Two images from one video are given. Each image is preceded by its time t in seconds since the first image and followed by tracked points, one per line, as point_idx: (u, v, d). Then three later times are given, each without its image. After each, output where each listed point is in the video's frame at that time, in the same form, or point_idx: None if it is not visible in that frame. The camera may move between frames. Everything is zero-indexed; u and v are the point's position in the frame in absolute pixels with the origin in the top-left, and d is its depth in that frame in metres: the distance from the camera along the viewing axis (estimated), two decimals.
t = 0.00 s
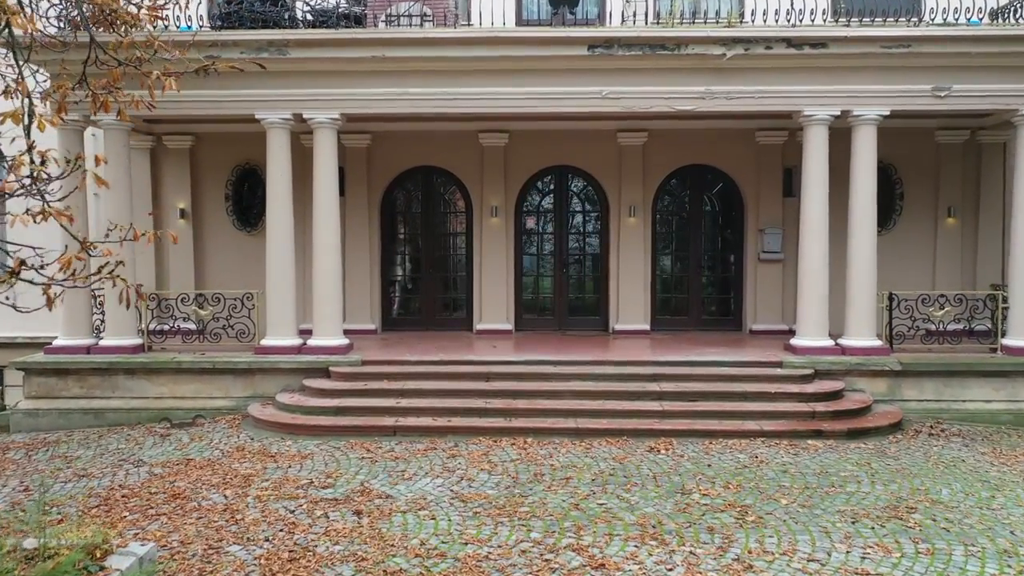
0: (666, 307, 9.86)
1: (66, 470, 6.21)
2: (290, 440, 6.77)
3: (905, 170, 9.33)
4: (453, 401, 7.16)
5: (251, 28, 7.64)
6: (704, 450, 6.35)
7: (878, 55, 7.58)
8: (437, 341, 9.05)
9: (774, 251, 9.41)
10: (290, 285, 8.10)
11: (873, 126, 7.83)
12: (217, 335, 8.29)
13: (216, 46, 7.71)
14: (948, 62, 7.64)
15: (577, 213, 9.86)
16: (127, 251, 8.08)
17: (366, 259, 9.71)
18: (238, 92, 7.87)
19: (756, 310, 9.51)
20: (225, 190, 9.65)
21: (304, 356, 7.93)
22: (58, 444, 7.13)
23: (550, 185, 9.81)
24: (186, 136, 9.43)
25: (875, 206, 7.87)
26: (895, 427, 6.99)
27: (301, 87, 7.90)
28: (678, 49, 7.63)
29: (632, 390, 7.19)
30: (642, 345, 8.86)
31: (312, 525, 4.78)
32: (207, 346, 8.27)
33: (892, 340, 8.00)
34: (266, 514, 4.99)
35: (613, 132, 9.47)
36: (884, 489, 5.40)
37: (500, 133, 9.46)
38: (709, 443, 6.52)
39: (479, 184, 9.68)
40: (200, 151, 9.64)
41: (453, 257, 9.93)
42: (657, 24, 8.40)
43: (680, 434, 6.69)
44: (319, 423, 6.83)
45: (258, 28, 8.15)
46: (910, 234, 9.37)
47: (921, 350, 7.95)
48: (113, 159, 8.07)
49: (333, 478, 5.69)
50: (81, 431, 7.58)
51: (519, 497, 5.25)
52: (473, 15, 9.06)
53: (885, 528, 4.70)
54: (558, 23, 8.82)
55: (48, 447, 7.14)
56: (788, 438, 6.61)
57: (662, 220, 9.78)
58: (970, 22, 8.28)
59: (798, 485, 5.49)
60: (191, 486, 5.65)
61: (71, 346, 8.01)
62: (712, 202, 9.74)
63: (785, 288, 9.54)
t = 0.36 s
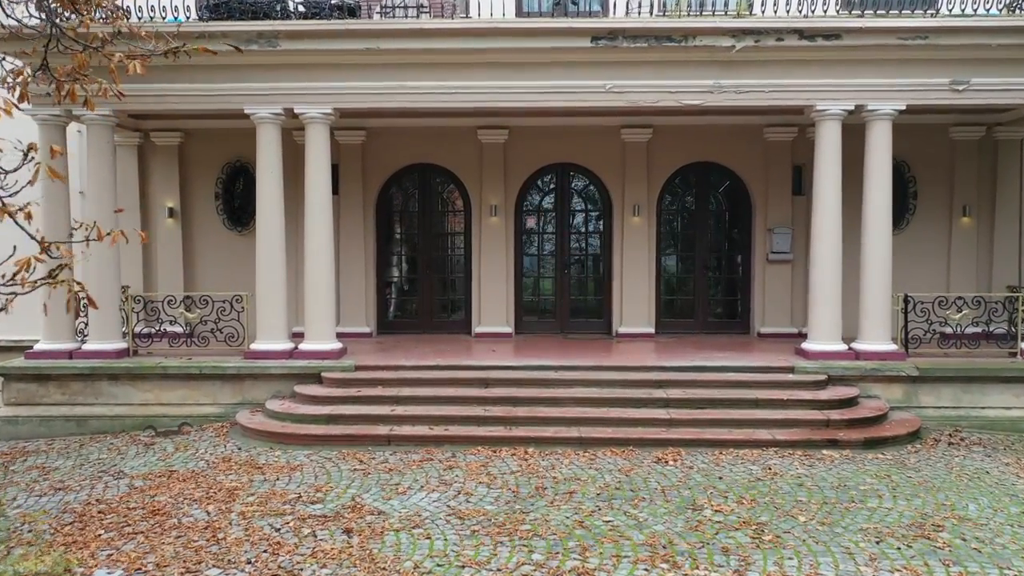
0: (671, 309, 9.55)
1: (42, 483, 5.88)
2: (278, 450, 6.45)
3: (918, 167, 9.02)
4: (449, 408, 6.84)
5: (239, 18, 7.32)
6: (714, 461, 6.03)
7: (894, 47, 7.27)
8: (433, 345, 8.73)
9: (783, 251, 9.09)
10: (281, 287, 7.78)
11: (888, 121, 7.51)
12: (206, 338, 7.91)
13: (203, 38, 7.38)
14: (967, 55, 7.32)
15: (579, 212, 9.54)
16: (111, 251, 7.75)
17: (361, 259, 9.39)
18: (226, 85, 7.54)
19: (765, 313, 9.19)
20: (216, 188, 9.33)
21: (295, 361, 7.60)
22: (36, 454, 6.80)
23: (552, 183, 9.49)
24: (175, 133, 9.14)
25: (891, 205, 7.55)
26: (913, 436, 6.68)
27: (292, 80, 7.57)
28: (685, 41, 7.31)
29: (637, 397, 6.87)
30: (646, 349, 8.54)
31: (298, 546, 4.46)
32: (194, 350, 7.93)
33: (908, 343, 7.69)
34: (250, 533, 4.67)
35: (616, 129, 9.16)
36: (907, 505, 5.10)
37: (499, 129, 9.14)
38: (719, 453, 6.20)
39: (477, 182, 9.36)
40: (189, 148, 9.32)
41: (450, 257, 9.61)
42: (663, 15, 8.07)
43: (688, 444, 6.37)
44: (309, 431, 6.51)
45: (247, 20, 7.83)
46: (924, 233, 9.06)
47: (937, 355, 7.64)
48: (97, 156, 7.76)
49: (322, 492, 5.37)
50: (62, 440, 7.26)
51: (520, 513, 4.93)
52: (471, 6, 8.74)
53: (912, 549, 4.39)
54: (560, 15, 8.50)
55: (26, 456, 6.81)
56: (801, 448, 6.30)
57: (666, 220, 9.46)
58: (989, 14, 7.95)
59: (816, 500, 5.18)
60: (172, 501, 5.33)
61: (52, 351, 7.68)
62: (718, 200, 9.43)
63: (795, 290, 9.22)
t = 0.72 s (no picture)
0: (677, 311, 9.24)
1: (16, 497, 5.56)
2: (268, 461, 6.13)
3: (933, 165, 8.70)
4: (447, 416, 6.53)
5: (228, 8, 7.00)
6: (726, 473, 5.71)
7: (912, 38, 6.95)
8: (431, 348, 8.42)
9: (794, 252, 8.78)
10: (272, 289, 7.46)
11: (905, 116, 7.19)
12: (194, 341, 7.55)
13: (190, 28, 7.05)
14: (988, 47, 7.01)
15: (583, 211, 9.23)
16: (96, 251, 7.44)
17: (357, 260, 9.07)
18: (214, 78, 7.22)
19: (775, 315, 8.88)
20: (206, 186, 9.01)
21: (287, 366, 7.29)
22: (14, 464, 6.48)
23: (554, 181, 9.18)
24: (165, 129, 8.82)
25: (908, 203, 7.25)
26: (934, 446, 6.37)
27: (284, 73, 7.26)
28: (694, 32, 7.00)
29: (644, 404, 6.56)
30: (652, 353, 8.23)
31: (283, 568, 4.14)
32: (182, 354, 7.60)
33: (925, 348, 7.38)
34: (232, 554, 4.36)
35: (620, 124, 8.85)
36: (935, 522, 4.78)
37: (499, 125, 8.83)
38: (732, 465, 5.89)
39: (477, 180, 9.04)
40: (179, 144, 9.00)
41: (449, 258, 9.30)
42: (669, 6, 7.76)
43: (698, 454, 6.06)
44: (300, 441, 6.19)
45: (238, 10, 7.53)
46: (939, 233, 8.75)
47: (956, 360, 7.33)
48: (79, 152, 7.43)
49: (312, 507, 5.05)
50: (42, 449, 6.94)
51: (522, 531, 4.61)
52: None
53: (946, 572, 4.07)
54: (562, 6, 8.19)
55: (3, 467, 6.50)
56: (818, 458, 5.98)
57: (672, 219, 9.15)
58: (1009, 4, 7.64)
59: (837, 516, 4.87)
60: (152, 517, 5.01)
61: (33, 356, 7.36)
62: (726, 199, 9.11)
63: (806, 292, 8.91)
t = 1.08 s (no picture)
0: (683, 314, 8.93)
1: None
2: (256, 473, 5.82)
3: (950, 162, 8.39)
4: (445, 425, 6.22)
5: None
6: (740, 487, 5.40)
7: (933, 29, 6.64)
8: (429, 353, 8.11)
9: (805, 252, 8.47)
10: (263, 290, 7.15)
11: (925, 111, 6.88)
12: (181, 346, 7.22)
13: (176, 19, 6.74)
14: (1011, 38, 6.69)
15: (586, 210, 8.92)
16: (78, 251, 7.11)
17: (352, 261, 8.76)
18: (202, 71, 6.91)
19: (785, 318, 8.58)
20: (196, 184, 8.70)
21: (279, 372, 6.97)
22: None
23: (556, 179, 8.87)
24: (152, 125, 8.52)
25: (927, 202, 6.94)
26: (956, 457, 6.06)
27: (275, 66, 6.94)
28: (703, 22, 6.69)
29: (652, 412, 6.25)
30: (658, 357, 7.92)
31: None
32: (169, 359, 7.29)
33: (944, 353, 7.07)
34: None
35: (625, 120, 8.54)
36: (966, 543, 4.47)
37: (500, 121, 8.52)
38: (745, 478, 5.58)
39: (476, 178, 8.73)
40: (168, 140, 8.69)
41: (447, 258, 8.99)
42: None
43: (710, 466, 5.74)
44: (290, 452, 5.87)
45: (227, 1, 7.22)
46: (955, 233, 8.44)
47: (977, 366, 7.03)
48: (60, 148, 7.11)
49: (300, 526, 4.74)
50: (21, 459, 6.62)
51: (524, 553, 4.30)
52: None
53: None
54: None
55: None
56: (836, 471, 5.67)
57: (679, 218, 8.84)
58: None
59: (861, 535, 4.56)
60: (130, 536, 4.69)
61: (13, 360, 7.04)
62: (734, 198, 8.81)
63: (816, 294, 8.60)
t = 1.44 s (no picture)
0: (689, 317, 8.63)
1: None
2: (241, 486, 5.50)
3: (966, 160, 8.09)
4: (442, 435, 5.90)
5: None
6: (754, 503, 5.09)
7: (952, 19, 6.33)
8: (426, 358, 7.80)
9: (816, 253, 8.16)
10: (252, 293, 6.84)
11: (943, 105, 6.56)
12: (166, 352, 6.92)
13: (160, 9, 6.44)
14: None
15: (589, 210, 8.61)
16: (59, 252, 6.79)
17: (346, 262, 8.45)
18: (188, 64, 6.60)
19: (795, 321, 8.27)
20: (184, 182, 8.39)
21: (268, 378, 6.66)
22: None
23: (558, 177, 8.56)
24: (139, 121, 8.22)
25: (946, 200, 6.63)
26: (980, 470, 5.75)
27: (264, 58, 6.63)
28: (712, 12, 6.38)
29: (660, 421, 5.94)
30: (664, 363, 7.61)
31: None
32: (154, 365, 6.97)
33: (964, 358, 6.76)
34: None
35: (629, 116, 8.24)
36: (1000, 566, 4.16)
37: (499, 117, 8.21)
38: (759, 492, 5.27)
39: (475, 176, 8.42)
40: (155, 137, 8.39)
41: (445, 259, 8.69)
42: None
43: (721, 480, 5.44)
44: (278, 464, 5.56)
45: None
46: (972, 233, 8.14)
47: (998, 372, 6.72)
48: (39, 144, 6.80)
49: (285, 546, 4.43)
50: None
51: None
52: None
53: None
54: None
55: None
56: (855, 485, 5.36)
57: (685, 218, 8.53)
58: None
59: (887, 557, 4.25)
60: (104, 557, 4.37)
61: None
62: (742, 196, 8.50)
63: (828, 296, 8.29)
